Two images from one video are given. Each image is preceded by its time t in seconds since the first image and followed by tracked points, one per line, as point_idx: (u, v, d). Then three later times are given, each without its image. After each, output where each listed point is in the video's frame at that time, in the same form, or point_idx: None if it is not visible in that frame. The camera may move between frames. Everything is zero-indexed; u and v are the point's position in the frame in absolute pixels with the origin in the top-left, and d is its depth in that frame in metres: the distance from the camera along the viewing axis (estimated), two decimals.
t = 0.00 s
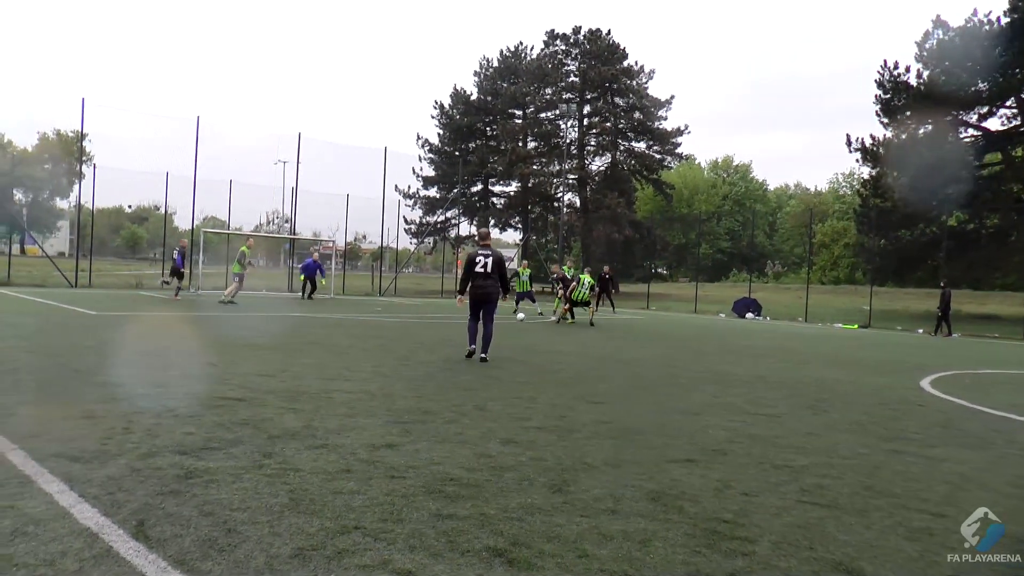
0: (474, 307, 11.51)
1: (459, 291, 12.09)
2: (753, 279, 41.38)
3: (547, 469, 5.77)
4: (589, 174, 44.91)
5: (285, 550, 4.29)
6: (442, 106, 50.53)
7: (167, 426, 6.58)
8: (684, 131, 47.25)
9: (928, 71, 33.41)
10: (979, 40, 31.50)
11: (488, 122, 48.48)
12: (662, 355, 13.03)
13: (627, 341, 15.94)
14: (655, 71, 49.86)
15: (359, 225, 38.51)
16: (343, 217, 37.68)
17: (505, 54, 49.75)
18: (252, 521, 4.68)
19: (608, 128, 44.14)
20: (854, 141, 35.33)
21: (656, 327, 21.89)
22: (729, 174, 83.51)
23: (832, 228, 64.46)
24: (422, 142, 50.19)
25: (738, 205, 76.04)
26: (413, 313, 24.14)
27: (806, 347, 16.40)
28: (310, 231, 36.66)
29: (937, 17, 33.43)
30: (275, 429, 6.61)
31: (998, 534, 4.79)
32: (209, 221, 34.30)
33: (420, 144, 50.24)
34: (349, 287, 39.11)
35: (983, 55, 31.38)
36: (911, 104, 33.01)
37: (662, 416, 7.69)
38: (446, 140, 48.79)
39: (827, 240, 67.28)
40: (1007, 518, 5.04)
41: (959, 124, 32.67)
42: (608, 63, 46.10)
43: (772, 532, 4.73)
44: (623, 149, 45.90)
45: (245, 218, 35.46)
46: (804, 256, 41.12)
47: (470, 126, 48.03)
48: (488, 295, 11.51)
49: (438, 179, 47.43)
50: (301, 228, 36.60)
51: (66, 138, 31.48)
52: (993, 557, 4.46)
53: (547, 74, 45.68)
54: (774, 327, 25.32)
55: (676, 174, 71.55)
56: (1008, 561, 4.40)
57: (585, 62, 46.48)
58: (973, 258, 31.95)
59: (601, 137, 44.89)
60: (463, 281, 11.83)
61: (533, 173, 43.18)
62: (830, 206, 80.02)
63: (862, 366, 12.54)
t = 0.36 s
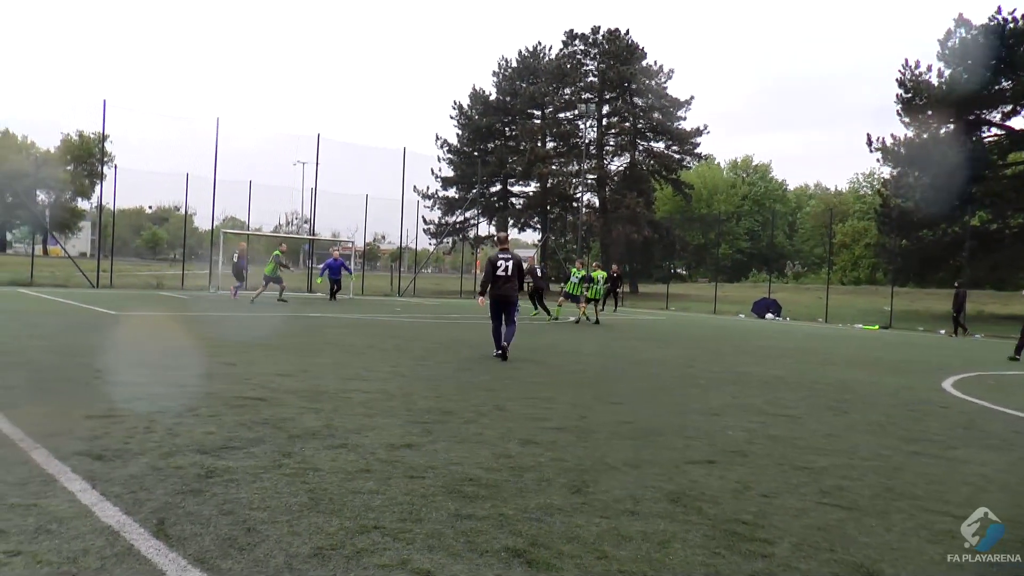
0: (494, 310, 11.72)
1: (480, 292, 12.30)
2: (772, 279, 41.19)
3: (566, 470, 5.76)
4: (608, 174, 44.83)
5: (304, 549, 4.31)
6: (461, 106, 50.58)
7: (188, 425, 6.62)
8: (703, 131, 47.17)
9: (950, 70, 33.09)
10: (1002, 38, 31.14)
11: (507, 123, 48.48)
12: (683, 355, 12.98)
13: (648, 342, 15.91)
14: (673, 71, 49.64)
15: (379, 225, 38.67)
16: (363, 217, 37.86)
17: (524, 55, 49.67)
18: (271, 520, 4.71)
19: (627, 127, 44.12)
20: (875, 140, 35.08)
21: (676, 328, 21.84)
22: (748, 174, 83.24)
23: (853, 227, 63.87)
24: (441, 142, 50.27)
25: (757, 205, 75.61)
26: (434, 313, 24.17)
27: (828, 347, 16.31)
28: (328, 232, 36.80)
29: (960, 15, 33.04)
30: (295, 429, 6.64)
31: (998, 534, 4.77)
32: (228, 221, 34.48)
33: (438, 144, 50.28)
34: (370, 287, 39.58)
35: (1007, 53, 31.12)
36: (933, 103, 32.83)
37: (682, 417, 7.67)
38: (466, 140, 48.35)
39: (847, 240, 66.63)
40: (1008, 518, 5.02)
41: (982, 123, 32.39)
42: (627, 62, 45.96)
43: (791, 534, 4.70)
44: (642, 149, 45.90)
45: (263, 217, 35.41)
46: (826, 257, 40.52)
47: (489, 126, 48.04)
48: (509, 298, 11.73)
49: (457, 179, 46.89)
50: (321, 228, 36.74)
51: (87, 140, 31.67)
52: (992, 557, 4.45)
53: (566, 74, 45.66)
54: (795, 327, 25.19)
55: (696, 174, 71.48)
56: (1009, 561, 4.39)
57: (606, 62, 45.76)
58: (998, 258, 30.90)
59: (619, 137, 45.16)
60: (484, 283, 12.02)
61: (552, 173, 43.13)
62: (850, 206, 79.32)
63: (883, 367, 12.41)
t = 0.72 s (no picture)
0: (514, 307, 12.02)
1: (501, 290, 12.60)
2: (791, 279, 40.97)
3: (585, 471, 5.76)
4: (627, 174, 44.45)
5: (324, 548, 4.33)
6: (479, 107, 50.48)
7: (209, 425, 6.67)
8: (723, 132, 46.96)
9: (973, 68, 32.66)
10: None
11: (525, 123, 48.30)
12: (704, 356, 12.92)
13: (669, 343, 15.84)
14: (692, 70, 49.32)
15: (398, 226, 38.68)
16: (383, 218, 38.05)
17: (542, 55, 49.42)
18: (291, 520, 4.73)
19: (647, 127, 43.86)
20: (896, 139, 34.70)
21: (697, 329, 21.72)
22: (768, 174, 82.89)
23: (874, 227, 63.33)
24: (460, 143, 50.20)
25: (777, 205, 75.05)
26: (452, 313, 24.27)
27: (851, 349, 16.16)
28: (348, 232, 36.90)
29: (983, 12, 32.60)
30: (315, 429, 6.67)
31: (997, 534, 4.79)
32: (247, 223, 34.56)
33: (457, 145, 50.18)
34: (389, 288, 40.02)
35: None
36: (956, 101, 32.40)
37: (703, 418, 7.63)
38: (484, 141, 48.05)
39: (867, 240, 65.97)
40: (1008, 519, 5.02)
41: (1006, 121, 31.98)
42: (645, 62, 45.89)
43: (812, 536, 4.66)
44: (661, 150, 45.62)
45: (283, 217, 35.28)
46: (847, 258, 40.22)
47: (508, 127, 47.86)
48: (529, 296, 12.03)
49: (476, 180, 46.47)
50: (340, 229, 36.90)
51: (109, 140, 31.70)
52: (992, 557, 4.46)
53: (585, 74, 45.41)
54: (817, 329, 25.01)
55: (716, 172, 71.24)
56: (1009, 561, 4.39)
57: (623, 62, 46.06)
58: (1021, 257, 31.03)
59: (638, 137, 44.92)
60: (505, 282, 12.31)
61: (571, 174, 42.76)
62: (871, 205, 78.53)
63: (906, 369, 12.29)
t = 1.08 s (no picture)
0: (532, 308, 12.10)
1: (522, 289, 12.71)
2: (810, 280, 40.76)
3: (602, 471, 5.76)
4: (645, 174, 44.45)
5: (342, 548, 4.35)
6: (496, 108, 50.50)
7: (227, 425, 6.70)
8: (741, 131, 46.80)
9: (994, 66, 32.35)
10: None
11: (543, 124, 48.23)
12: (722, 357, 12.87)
13: (687, 343, 15.81)
14: (710, 70, 49.07)
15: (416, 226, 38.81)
16: (401, 219, 38.13)
17: (560, 56, 49.39)
18: (309, 519, 4.76)
19: (665, 127, 43.85)
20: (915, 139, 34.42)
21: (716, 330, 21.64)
22: (785, 173, 82.56)
23: (893, 227, 62.77)
24: (477, 143, 50.13)
25: (795, 206, 74.58)
26: (469, 313, 24.33)
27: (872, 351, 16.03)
28: (366, 234, 37.04)
29: (1005, 10, 32.28)
30: (333, 430, 6.70)
31: (999, 534, 4.78)
32: (266, 224, 34.74)
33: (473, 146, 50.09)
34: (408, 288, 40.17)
35: None
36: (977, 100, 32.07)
37: (720, 419, 7.59)
38: (502, 141, 47.80)
39: (886, 241, 65.32)
40: (1007, 519, 5.02)
41: None
42: (663, 62, 45.87)
43: (831, 538, 4.64)
44: (679, 150, 45.50)
45: (302, 219, 35.61)
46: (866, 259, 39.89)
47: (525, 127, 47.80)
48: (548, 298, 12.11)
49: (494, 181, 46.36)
50: (358, 230, 36.92)
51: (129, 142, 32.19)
52: (994, 557, 4.45)
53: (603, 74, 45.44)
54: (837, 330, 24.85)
55: (733, 173, 71.08)
56: (1012, 562, 4.39)
57: (640, 62, 46.00)
58: None
59: (656, 137, 44.88)
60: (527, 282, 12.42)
61: (589, 174, 42.81)
62: (891, 205, 77.82)
63: (925, 370, 12.18)
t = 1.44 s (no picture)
0: (547, 306, 12.12)
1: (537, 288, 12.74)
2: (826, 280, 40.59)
3: (619, 472, 5.76)
4: (661, 174, 44.47)
5: (358, 548, 4.36)
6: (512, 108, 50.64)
7: (245, 425, 6.74)
8: (758, 131, 46.61)
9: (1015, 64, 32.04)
10: None
11: (559, 125, 48.08)
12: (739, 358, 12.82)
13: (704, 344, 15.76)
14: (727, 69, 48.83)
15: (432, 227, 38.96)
16: (417, 220, 38.37)
17: (576, 56, 49.35)
18: (325, 519, 4.77)
19: (682, 127, 43.84)
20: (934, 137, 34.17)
21: (733, 330, 21.56)
22: (802, 174, 82.25)
23: (911, 227, 62.22)
24: (494, 144, 50.16)
25: (811, 206, 74.14)
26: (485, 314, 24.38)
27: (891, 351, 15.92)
28: (383, 235, 37.08)
29: None
30: (349, 430, 6.73)
31: (998, 535, 4.78)
32: (283, 224, 34.93)
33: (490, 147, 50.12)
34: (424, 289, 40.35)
35: None
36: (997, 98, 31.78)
37: (736, 420, 7.57)
38: (519, 142, 48.06)
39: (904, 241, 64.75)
40: (1007, 518, 5.02)
41: None
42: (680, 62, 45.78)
43: (848, 541, 4.61)
44: (695, 150, 45.39)
45: (318, 219, 35.92)
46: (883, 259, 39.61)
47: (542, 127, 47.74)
48: (564, 297, 12.13)
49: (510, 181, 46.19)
50: (374, 231, 36.90)
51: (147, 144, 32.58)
52: (994, 557, 4.45)
53: (619, 74, 45.47)
54: (855, 330, 24.68)
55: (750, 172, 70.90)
56: (1010, 562, 4.39)
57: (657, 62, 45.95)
58: None
59: (672, 137, 44.86)
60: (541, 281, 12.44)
61: (606, 174, 42.81)
62: (909, 205, 77.18)
63: (945, 371, 12.06)
